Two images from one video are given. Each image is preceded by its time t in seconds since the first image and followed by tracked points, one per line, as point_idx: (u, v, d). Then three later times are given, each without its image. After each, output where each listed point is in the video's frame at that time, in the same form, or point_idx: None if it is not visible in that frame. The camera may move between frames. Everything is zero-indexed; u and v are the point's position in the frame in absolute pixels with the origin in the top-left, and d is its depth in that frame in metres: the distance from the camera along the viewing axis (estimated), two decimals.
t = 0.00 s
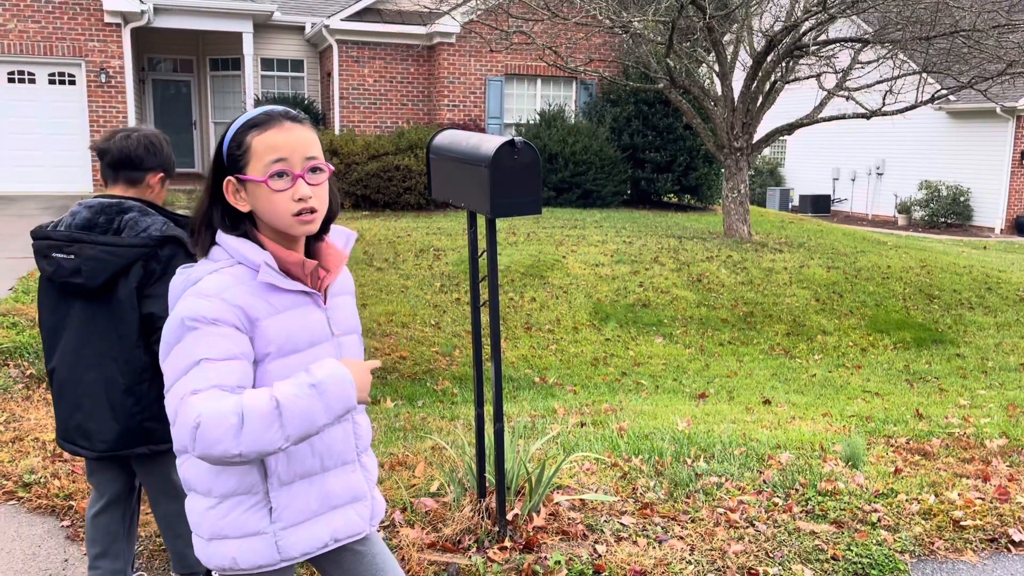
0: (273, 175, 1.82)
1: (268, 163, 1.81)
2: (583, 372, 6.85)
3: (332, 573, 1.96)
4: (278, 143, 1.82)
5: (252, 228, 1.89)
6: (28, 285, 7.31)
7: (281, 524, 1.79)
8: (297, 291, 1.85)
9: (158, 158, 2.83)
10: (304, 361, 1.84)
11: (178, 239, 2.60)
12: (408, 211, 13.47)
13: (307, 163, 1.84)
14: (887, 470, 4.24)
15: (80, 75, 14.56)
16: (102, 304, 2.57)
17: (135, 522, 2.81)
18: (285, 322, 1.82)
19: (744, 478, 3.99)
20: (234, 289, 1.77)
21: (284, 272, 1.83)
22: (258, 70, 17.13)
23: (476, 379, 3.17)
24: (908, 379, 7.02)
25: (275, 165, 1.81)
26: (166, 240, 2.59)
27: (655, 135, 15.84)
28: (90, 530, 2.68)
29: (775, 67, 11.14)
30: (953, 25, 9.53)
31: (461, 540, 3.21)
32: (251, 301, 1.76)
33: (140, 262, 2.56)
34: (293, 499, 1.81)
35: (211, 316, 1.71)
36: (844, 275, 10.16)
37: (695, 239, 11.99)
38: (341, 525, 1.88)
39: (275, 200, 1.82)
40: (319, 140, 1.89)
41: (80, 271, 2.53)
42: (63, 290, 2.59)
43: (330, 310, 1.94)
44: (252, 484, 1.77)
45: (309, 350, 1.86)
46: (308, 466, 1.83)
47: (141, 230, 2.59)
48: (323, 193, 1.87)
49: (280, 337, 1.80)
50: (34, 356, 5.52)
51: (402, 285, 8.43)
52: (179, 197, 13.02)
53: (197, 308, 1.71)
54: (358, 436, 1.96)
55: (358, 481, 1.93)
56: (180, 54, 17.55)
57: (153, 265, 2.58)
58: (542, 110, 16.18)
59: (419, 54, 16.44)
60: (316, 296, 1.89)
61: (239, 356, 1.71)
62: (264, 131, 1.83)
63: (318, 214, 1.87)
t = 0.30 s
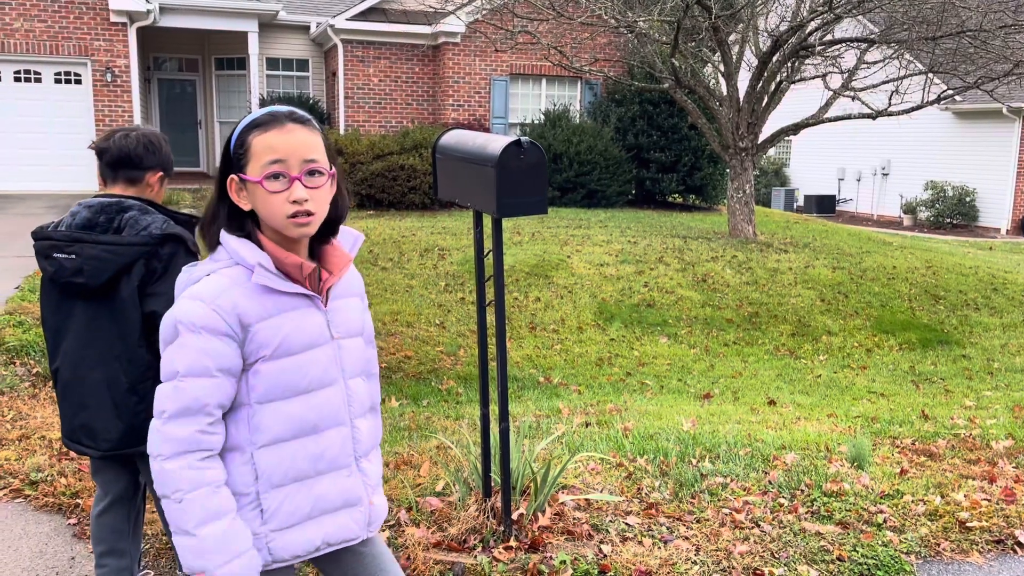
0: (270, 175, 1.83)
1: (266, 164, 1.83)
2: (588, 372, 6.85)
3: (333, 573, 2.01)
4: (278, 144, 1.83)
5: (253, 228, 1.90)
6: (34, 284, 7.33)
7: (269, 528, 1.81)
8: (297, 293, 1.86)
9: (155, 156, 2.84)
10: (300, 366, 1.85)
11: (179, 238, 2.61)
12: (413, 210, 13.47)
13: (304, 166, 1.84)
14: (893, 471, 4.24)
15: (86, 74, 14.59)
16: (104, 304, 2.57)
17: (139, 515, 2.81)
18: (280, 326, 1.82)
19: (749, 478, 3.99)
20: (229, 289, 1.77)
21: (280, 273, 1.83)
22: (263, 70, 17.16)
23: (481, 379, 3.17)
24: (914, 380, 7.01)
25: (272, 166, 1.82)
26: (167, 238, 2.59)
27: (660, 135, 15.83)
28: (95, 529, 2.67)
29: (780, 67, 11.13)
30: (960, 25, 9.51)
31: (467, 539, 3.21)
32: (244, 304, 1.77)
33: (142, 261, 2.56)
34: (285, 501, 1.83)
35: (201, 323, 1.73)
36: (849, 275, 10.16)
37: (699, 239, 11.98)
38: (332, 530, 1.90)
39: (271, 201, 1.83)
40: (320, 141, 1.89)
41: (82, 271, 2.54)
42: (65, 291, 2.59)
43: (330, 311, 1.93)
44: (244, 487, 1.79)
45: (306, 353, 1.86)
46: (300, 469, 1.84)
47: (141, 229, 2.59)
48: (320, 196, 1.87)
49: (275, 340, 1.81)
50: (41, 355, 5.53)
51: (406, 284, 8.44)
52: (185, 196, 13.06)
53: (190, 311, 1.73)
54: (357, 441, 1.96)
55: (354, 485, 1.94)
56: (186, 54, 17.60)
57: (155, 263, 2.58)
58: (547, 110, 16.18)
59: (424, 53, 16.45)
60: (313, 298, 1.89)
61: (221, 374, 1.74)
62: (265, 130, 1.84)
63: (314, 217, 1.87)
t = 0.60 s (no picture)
0: (263, 177, 1.84)
1: (258, 166, 1.84)
2: (592, 371, 6.85)
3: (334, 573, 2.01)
4: (271, 145, 1.85)
5: (251, 227, 1.91)
6: (39, 283, 7.35)
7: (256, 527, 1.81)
8: (292, 292, 1.86)
9: (160, 153, 2.88)
10: (292, 365, 1.85)
11: (182, 231, 2.62)
12: (417, 209, 13.48)
13: (297, 168, 1.85)
14: (898, 471, 4.23)
15: (92, 73, 14.62)
16: (107, 296, 2.57)
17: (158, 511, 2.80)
18: (272, 325, 1.82)
19: (755, 478, 3.98)
20: (221, 288, 1.78)
21: (275, 272, 1.83)
22: (268, 69, 17.18)
23: (487, 377, 3.17)
24: (920, 380, 7.00)
25: (264, 168, 1.84)
26: (171, 230, 2.60)
27: (665, 135, 15.80)
28: (106, 525, 2.67)
29: (786, 67, 11.10)
30: (967, 25, 9.47)
31: (472, 538, 3.21)
32: (236, 304, 1.77)
33: (145, 253, 2.56)
34: (274, 501, 1.82)
35: (192, 322, 1.74)
36: (854, 275, 10.15)
37: (705, 239, 11.96)
38: (322, 531, 1.89)
39: (263, 201, 1.84)
40: (315, 143, 1.90)
41: (85, 262, 2.54)
42: (70, 283, 2.59)
43: (327, 311, 1.93)
44: (231, 484, 1.80)
45: (299, 353, 1.86)
46: (290, 469, 1.84)
47: (145, 222, 2.60)
48: (314, 198, 1.88)
49: (266, 341, 1.81)
50: (46, 353, 5.54)
51: (411, 283, 8.45)
52: (191, 194, 13.11)
53: (182, 309, 1.75)
54: (351, 442, 1.95)
55: (345, 487, 1.92)
56: (190, 53, 17.62)
57: (158, 256, 2.59)
58: (552, 109, 16.18)
59: (429, 53, 16.45)
60: (308, 298, 1.89)
61: (207, 374, 1.75)
62: (259, 132, 1.86)
63: (308, 219, 1.87)
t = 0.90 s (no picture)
0: (255, 178, 1.85)
1: (251, 167, 1.85)
2: (597, 371, 6.85)
3: (333, 572, 2.01)
4: (263, 146, 1.85)
5: (248, 224, 1.91)
6: (46, 281, 7.38)
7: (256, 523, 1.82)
8: (289, 289, 1.87)
9: (163, 146, 2.84)
10: (289, 362, 1.85)
11: (161, 225, 2.50)
12: (422, 208, 13.49)
13: (289, 169, 1.86)
14: (904, 471, 4.22)
15: (98, 72, 14.66)
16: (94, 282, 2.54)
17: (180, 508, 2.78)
18: (269, 323, 1.83)
19: (760, 478, 3.98)
20: (217, 285, 1.79)
21: (271, 270, 1.84)
22: (273, 68, 17.21)
23: (492, 376, 3.17)
24: (925, 380, 6.99)
25: (256, 168, 1.85)
26: (148, 222, 2.50)
27: (670, 134, 15.79)
28: (121, 521, 2.62)
29: (791, 66, 11.09)
30: (973, 24, 9.45)
31: (477, 537, 3.22)
32: (233, 301, 1.78)
33: (123, 243, 2.48)
34: (273, 497, 1.83)
35: (190, 320, 1.75)
36: (859, 274, 10.13)
37: (709, 238, 11.95)
38: (322, 527, 1.89)
39: (256, 201, 1.85)
40: (308, 142, 1.91)
41: (77, 246, 2.56)
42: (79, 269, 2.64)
43: (325, 308, 1.93)
44: (232, 480, 1.80)
45: (297, 350, 1.86)
46: (289, 465, 1.84)
47: (134, 214, 2.55)
48: (308, 196, 1.88)
49: (263, 337, 1.82)
50: (53, 351, 5.56)
51: (416, 283, 8.46)
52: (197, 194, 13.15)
53: (179, 309, 1.76)
54: (349, 439, 1.96)
55: (344, 483, 1.93)
56: (196, 53, 17.67)
57: (135, 248, 2.48)
58: (556, 109, 16.19)
59: (434, 52, 16.45)
60: (305, 294, 1.90)
61: (208, 370, 1.76)
62: (252, 132, 1.87)
63: (303, 216, 1.88)
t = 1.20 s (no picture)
0: (255, 178, 1.86)
1: (250, 167, 1.86)
2: (601, 370, 6.84)
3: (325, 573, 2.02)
4: (262, 146, 1.86)
5: (246, 224, 1.91)
6: (52, 279, 7.41)
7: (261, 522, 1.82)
8: (286, 288, 1.88)
9: (201, 147, 2.78)
10: (289, 361, 1.86)
11: (189, 238, 2.50)
12: (426, 208, 13.50)
13: (288, 169, 1.87)
14: (910, 471, 4.22)
15: (103, 71, 14.70)
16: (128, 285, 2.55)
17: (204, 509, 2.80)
18: (267, 322, 1.83)
19: (765, 478, 3.97)
20: (216, 284, 1.79)
21: (269, 269, 1.85)
22: (278, 67, 17.24)
23: (497, 376, 3.17)
24: (931, 380, 6.97)
25: (256, 169, 1.86)
26: (178, 234, 2.51)
27: (675, 133, 15.76)
28: (137, 520, 2.64)
29: (797, 65, 11.05)
30: (979, 23, 9.42)
31: (482, 537, 3.22)
32: (232, 301, 1.78)
33: (153, 251, 2.49)
34: (275, 496, 1.84)
35: (191, 321, 1.75)
36: (865, 274, 10.12)
37: (714, 238, 11.94)
38: (324, 525, 1.90)
39: (255, 201, 1.86)
40: (307, 143, 1.91)
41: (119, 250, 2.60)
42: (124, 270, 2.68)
43: (322, 307, 1.94)
44: (236, 480, 1.80)
45: (296, 349, 1.87)
46: (291, 465, 1.85)
47: (169, 224, 2.56)
48: (306, 198, 1.89)
49: (262, 337, 1.82)
50: (59, 349, 5.58)
51: (421, 282, 8.47)
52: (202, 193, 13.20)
53: (177, 309, 1.75)
54: (349, 437, 1.97)
55: (345, 481, 1.94)
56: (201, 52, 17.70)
57: (163, 258, 2.48)
58: (561, 108, 16.20)
59: (438, 51, 16.45)
60: (302, 293, 1.91)
61: (210, 370, 1.76)
62: (251, 132, 1.87)
63: (301, 217, 1.89)
